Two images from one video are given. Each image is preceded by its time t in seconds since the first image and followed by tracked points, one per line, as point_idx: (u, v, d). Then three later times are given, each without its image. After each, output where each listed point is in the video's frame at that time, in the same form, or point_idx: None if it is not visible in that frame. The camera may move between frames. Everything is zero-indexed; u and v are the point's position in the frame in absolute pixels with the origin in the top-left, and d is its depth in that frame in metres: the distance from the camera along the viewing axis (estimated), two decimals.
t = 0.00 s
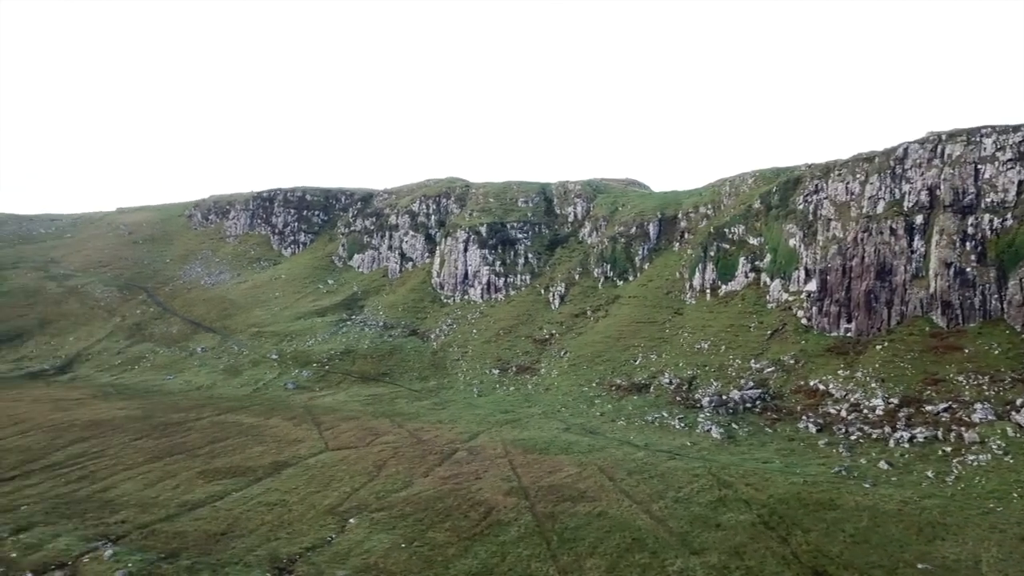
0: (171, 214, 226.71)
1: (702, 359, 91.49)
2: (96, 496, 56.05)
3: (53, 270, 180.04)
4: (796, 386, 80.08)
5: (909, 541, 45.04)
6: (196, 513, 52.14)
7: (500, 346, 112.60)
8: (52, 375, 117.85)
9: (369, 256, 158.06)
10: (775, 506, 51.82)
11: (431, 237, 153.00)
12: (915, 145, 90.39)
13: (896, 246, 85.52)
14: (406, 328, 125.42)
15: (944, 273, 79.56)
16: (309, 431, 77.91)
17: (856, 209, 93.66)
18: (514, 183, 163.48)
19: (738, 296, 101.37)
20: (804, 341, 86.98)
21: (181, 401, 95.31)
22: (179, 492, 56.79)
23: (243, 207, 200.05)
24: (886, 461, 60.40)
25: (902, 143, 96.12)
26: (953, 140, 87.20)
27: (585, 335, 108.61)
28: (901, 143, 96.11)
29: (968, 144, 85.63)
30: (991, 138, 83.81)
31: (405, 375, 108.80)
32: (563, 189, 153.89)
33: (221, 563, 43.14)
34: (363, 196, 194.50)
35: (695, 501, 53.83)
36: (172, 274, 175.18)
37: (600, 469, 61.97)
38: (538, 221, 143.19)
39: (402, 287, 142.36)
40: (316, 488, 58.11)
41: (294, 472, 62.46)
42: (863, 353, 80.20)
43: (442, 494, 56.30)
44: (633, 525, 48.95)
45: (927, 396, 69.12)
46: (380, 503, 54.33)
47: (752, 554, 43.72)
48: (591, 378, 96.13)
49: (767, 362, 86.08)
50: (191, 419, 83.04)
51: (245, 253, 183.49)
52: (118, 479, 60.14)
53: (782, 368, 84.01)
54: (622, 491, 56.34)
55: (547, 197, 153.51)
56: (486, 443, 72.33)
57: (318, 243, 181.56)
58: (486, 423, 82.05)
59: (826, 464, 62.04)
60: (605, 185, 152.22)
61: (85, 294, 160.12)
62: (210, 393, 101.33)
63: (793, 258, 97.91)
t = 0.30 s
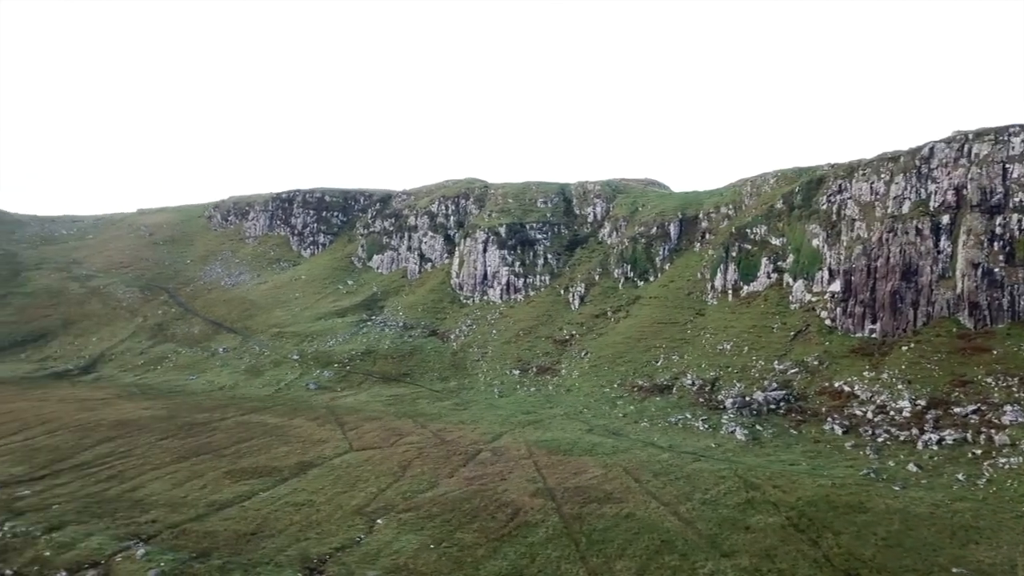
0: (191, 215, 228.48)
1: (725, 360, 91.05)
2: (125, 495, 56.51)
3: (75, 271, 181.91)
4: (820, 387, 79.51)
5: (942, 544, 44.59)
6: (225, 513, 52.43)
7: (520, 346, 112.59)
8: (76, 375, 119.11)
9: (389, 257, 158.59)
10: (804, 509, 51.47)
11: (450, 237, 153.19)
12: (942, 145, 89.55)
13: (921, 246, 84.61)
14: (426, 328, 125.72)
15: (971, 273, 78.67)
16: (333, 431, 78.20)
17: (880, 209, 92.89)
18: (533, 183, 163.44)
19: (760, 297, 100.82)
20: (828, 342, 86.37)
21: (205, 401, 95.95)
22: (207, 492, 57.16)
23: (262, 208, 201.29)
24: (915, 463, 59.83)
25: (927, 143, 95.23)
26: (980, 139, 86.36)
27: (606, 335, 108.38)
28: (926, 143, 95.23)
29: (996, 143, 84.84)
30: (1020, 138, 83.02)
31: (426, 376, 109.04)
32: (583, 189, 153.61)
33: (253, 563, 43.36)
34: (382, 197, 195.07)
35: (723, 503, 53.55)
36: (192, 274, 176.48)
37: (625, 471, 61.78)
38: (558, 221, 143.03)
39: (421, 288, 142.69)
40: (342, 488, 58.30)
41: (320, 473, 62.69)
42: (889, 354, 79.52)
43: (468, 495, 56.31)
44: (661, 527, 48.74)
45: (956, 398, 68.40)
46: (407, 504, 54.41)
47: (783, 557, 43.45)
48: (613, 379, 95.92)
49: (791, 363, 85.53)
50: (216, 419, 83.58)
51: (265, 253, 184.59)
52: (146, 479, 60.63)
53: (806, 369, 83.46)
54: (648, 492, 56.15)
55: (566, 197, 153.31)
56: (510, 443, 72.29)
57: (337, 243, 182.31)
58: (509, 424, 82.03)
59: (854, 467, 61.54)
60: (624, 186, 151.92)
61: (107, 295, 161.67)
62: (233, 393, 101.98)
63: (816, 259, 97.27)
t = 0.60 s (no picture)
0: (210, 216, 230.08)
1: (748, 361, 90.57)
2: (154, 495, 56.92)
3: (97, 272, 183.62)
4: (845, 389, 78.91)
5: (977, 548, 44.10)
6: (253, 513, 52.70)
7: (540, 347, 112.49)
8: (100, 375, 120.24)
9: (408, 258, 159.02)
10: (833, 511, 51.09)
11: (469, 238, 153.31)
12: (969, 144, 88.68)
13: (948, 246, 83.65)
14: (445, 329, 125.93)
15: (999, 273, 77.63)
16: (357, 431, 78.43)
17: (906, 209, 92.14)
18: (552, 183, 163.32)
19: (783, 298, 100.22)
20: (852, 344, 85.72)
21: (228, 401, 96.55)
22: (235, 492, 57.49)
23: (281, 210, 202.41)
24: (945, 466, 59.23)
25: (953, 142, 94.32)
26: (1009, 138, 85.37)
27: (626, 336, 108.11)
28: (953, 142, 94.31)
29: None
30: None
31: (446, 376, 109.19)
32: (602, 189, 153.29)
33: (284, 563, 43.54)
34: (401, 198, 195.53)
35: (751, 506, 53.23)
36: (212, 275, 177.66)
37: (651, 472, 61.56)
38: (577, 222, 142.78)
39: (440, 289, 142.92)
40: (368, 488, 58.46)
41: (346, 473, 62.87)
42: (915, 356, 78.81)
43: (495, 496, 56.28)
44: (690, 529, 48.52)
45: (985, 399, 67.64)
46: (433, 505, 54.45)
47: (815, 560, 43.14)
48: (634, 380, 95.68)
49: (815, 364, 84.95)
50: (240, 419, 84.08)
51: (284, 254, 185.56)
52: (174, 479, 61.06)
53: (831, 370, 82.86)
54: (675, 494, 55.91)
55: (586, 197, 153.05)
56: (534, 444, 72.22)
57: (356, 244, 182.94)
58: (531, 425, 81.98)
59: (882, 469, 61.00)
60: (644, 186, 151.53)
61: (129, 295, 163.05)
62: (255, 394, 102.59)
63: (840, 259, 96.58)
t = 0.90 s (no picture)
0: (229, 217, 231.45)
1: (771, 362, 90.03)
2: (183, 495, 57.27)
3: (119, 273, 185.23)
4: (871, 390, 78.27)
5: (1012, 552, 43.61)
6: (282, 513, 52.95)
7: (561, 348, 112.35)
8: (123, 375, 121.34)
9: (427, 258, 159.36)
10: (863, 514, 50.69)
11: (488, 239, 153.39)
12: (996, 143, 87.78)
13: (975, 246, 82.66)
14: (465, 330, 126.07)
15: None
16: (380, 432, 78.65)
17: (932, 209, 91.33)
18: (571, 184, 163.12)
19: (806, 298, 99.61)
20: (877, 345, 85.06)
21: (251, 401, 97.08)
22: (262, 492, 57.79)
23: (300, 211, 203.43)
24: (976, 469, 58.61)
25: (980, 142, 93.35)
26: None
27: (647, 337, 107.80)
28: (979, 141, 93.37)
29: None
30: None
31: (467, 377, 109.29)
32: (622, 189, 152.92)
33: (315, 563, 43.72)
34: (419, 199, 196.01)
35: (780, 508, 52.88)
36: (232, 276, 178.75)
37: (677, 474, 61.30)
38: (597, 222, 142.48)
39: (460, 290, 143.08)
40: (394, 489, 58.58)
41: (372, 474, 63.08)
42: (942, 357, 78.07)
43: (521, 497, 56.25)
44: (719, 531, 48.29)
45: (1014, 402, 66.88)
46: (460, 505, 54.50)
47: (849, 564, 42.79)
48: (656, 381, 95.39)
49: (839, 365, 84.33)
50: (264, 419, 84.58)
51: (303, 255, 186.40)
52: (202, 479, 61.43)
53: (855, 371, 82.25)
54: (703, 496, 55.68)
55: (605, 197, 152.74)
56: (557, 446, 72.15)
57: (374, 245, 183.50)
58: (554, 426, 81.91)
59: (911, 472, 60.43)
60: (664, 186, 151.09)
61: (150, 296, 164.36)
62: (277, 394, 103.13)
63: (864, 260, 95.88)
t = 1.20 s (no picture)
0: (248, 219, 232.84)
1: (795, 363, 89.45)
2: (211, 495, 57.63)
3: (140, 273, 186.79)
4: (897, 391, 77.57)
5: None
6: (310, 513, 53.18)
7: (581, 349, 112.14)
8: (146, 375, 122.33)
9: (445, 259, 159.60)
10: (894, 517, 50.25)
11: (506, 239, 153.40)
12: None
13: (1003, 246, 81.64)
14: (484, 330, 126.08)
15: None
16: (404, 432, 78.82)
17: (958, 209, 90.43)
18: (590, 184, 162.79)
19: (829, 299, 98.93)
20: (903, 346, 84.31)
21: (273, 401, 97.56)
22: (290, 492, 58.06)
23: (319, 212, 204.32)
24: (1007, 472, 57.96)
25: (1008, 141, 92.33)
26: None
27: (669, 338, 107.42)
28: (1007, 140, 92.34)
29: None
30: None
31: (487, 377, 109.29)
32: (641, 189, 152.49)
33: (346, 564, 43.88)
34: (437, 200, 196.35)
35: (809, 510, 52.51)
36: (251, 277, 179.75)
37: (703, 476, 60.99)
38: (616, 223, 142.05)
39: (479, 290, 143.12)
40: (421, 490, 58.67)
41: (397, 474, 63.19)
42: (969, 358, 77.28)
43: (548, 498, 56.15)
44: (749, 533, 48.03)
45: None
46: (487, 506, 54.52)
47: (882, 568, 42.42)
48: (678, 382, 95.01)
49: (864, 366, 83.65)
50: (287, 419, 85.02)
51: (322, 256, 187.13)
52: (229, 479, 61.79)
53: (881, 372, 81.56)
54: (730, 498, 55.40)
55: (625, 197, 152.31)
56: (581, 447, 71.98)
57: (393, 246, 183.97)
58: (576, 427, 81.74)
59: (941, 474, 59.83)
60: (684, 186, 150.52)
61: (171, 297, 165.59)
62: (299, 394, 103.57)
63: (889, 260, 95.10)
